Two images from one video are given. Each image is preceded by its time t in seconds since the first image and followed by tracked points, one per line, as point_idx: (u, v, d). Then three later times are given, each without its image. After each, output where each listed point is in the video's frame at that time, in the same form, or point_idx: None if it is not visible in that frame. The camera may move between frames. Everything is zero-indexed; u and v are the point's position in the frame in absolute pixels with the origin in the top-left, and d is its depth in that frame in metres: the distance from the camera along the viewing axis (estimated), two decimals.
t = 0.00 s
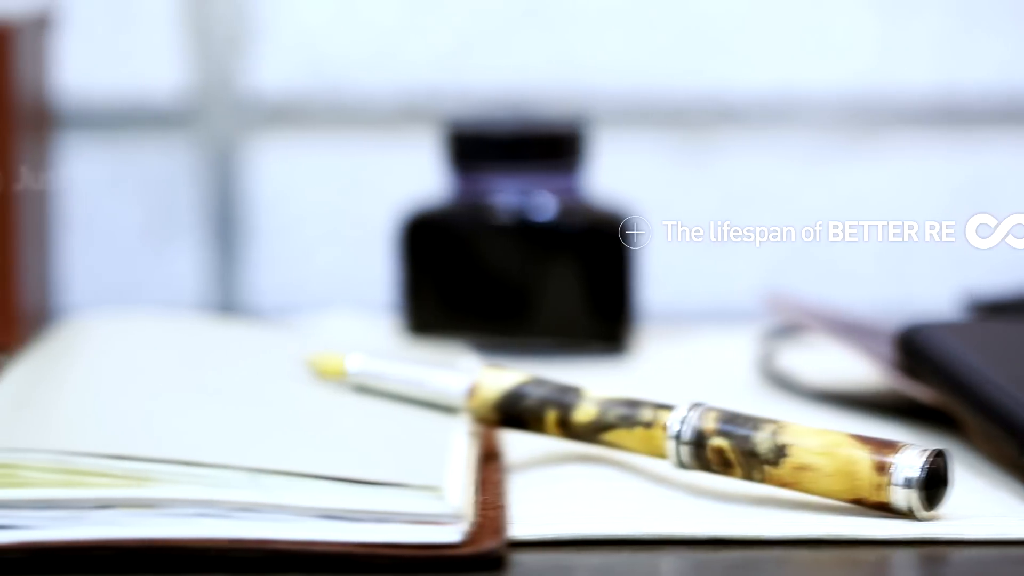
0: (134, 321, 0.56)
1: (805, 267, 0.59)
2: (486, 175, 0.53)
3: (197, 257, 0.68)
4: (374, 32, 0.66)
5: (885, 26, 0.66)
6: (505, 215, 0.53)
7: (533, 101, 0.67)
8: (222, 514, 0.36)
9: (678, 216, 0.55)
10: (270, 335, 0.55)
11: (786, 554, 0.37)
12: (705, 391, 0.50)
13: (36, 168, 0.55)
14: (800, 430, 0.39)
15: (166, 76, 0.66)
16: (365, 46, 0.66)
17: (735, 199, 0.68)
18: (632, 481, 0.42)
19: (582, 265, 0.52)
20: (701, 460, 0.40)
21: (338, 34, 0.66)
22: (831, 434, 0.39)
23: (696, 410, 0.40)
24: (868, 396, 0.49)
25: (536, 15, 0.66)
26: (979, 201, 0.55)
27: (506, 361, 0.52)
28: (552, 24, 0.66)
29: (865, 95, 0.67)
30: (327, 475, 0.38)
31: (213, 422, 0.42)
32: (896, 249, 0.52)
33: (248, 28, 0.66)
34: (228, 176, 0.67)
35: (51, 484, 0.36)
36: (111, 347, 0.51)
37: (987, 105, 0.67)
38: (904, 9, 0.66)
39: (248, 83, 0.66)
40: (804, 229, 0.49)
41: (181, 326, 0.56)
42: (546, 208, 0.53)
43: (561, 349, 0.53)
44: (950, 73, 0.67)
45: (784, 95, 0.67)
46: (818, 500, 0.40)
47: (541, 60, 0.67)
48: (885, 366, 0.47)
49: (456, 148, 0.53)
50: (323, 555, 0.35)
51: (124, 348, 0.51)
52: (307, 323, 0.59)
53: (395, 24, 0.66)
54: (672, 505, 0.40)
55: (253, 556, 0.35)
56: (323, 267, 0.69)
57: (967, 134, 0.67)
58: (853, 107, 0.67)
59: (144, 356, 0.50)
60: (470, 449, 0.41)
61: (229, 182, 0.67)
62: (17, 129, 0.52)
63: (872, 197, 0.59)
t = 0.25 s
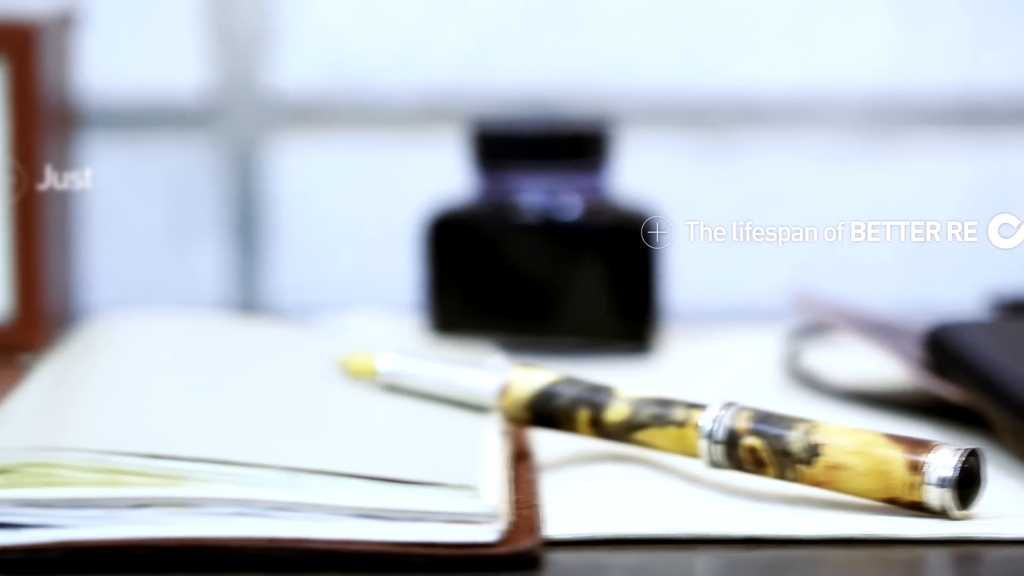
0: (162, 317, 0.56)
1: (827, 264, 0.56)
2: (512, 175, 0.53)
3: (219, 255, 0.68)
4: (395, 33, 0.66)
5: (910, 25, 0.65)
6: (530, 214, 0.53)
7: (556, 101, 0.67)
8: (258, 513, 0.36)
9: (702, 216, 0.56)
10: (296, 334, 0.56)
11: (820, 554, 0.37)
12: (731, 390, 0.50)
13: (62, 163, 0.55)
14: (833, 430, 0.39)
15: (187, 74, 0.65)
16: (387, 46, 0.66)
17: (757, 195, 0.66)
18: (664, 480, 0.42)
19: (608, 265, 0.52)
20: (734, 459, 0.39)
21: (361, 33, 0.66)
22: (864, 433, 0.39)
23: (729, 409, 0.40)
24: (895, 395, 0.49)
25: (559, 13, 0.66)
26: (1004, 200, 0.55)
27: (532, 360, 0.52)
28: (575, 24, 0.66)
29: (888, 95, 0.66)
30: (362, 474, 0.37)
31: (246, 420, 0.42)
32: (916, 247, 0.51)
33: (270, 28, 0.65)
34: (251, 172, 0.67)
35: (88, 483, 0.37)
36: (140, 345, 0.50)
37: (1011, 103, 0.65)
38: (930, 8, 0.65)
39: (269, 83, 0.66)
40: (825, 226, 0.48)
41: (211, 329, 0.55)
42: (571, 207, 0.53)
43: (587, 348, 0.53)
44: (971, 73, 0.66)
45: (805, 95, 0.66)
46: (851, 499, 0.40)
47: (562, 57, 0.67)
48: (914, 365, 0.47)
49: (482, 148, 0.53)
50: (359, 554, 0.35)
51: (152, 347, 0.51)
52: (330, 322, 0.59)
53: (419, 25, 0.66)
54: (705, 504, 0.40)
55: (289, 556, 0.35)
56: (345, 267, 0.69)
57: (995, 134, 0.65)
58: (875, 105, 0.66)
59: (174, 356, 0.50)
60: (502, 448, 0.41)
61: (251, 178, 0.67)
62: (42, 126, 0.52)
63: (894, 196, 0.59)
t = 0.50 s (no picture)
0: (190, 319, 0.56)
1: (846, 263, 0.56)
2: (536, 174, 0.54)
3: (242, 252, 0.68)
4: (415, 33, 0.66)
5: (929, 23, 0.65)
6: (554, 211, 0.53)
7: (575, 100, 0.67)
8: (293, 512, 0.36)
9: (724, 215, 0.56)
10: (321, 331, 0.56)
11: (854, 553, 0.37)
12: (755, 387, 0.50)
13: (87, 161, 0.55)
14: (864, 428, 0.39)
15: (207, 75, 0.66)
16: (407, 46, 0.66)
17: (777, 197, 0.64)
18: (694, 479, 0.42)
19: (631, 264, 0.52)
20: (765, 457, 0.39)
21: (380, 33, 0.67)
22: (895, 432, 0.38)
23: (760, 408, 0.40)
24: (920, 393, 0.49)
25: (578, 13, 0.66)
26: None
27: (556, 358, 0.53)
28: (594, 24, 0.67)
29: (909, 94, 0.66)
30: (397, 474, 0.37)
31: (278, 419, 0.42)
32: (938, 248, 0.51)
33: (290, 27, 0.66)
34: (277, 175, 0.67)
35: (123, 482, 0.37)
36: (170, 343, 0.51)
37: None
38: (950, 6, 0.65)
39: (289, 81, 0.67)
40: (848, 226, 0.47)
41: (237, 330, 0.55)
42: (595, 206, 0.53)
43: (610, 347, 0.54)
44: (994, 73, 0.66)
45: (824, 96, 0.66)
46: (883, 498, 0.40)
47: (581, 57, 0.67)
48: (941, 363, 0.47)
49: (506, 147, 0.53)
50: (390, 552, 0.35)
51: (177, 345, 0.51)
52: (352, 320, 0.60)
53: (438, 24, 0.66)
54: (736, 503, 0.40)
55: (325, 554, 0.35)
56: (363, 266, 0.69)
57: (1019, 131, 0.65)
58: (896, 105, 0.66)
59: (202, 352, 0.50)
60: (534, 447, 0.41)
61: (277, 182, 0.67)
62: (68, 125, 0.52)
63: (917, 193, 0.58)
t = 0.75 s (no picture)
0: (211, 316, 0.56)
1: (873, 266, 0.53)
2: (560, 173, 0.54)
3: (259, 254, 0.69)
4: (436, 32, 0.66)
5: (953, 21, 0.65)
6: (578, 208, 0.53)
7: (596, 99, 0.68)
8: (328, 510, 0.36)
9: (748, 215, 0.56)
10: (346, 330, 0.56)
11: (887, 552, 0.37)
12: (780, 386, 0.50)
13: (111, 160, 0.55)
14: (896, 427, 0.38)
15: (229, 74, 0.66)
16: (427, 44, 0.66)
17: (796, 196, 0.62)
18: (725, 479, 0.42)
19: (655, 263, 0.52)
20: (797, 456, 0.39)
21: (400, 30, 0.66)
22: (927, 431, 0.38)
23: (792, 408, 0.40)
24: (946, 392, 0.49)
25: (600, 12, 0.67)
26: None
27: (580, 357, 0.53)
28: (616, 23, 0.67)
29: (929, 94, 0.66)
30: (431, 472, 0.37)
31: (310, 418, 0.42)
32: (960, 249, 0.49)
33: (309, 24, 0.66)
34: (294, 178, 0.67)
35: (158, 481, 0.37)
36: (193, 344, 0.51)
37: None
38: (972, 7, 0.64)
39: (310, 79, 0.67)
40: (871, 226, 0.47)
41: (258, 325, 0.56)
42: (618, 205, 0.53)
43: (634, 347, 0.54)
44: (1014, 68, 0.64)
45: (846, 93, 0.66)
46: (916, 498, 0.40)
47: (602, 56, 0.67)
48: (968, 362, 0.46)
49: (531, 146, 0.54)
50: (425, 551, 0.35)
51: (204, 343, 0.51)
52: (374, 318, 0.60)
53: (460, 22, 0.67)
54: (768, 502, 0.40)
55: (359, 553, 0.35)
56: (383, 266, 0.70)
57: None
58: (917, 105, 0.65)
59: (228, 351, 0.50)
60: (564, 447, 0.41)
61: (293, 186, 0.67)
62: (91, 124, 0.53)
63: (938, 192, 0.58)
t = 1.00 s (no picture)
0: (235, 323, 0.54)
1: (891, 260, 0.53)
2: (584, 174, 0.55)
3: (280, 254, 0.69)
4: (456, 32, 0.67)
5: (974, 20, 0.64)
6: (598, 206, 0.54)
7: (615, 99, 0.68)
8: (361, 510, 0.36)
9: (770, 214, 0.56)
10: (369, 329, 0.56)
11: (919, 551, 0.37)
12: (803, 384, 0.50)
13: (134, 159, 0.56)
14: (926, 426, 0.38)
15: (250, 74, 0.67)
16: (447, 44, 0.67)
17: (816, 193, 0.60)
18: (754, 478, 0.42)
19: (677, 262, 0.53)
20: (826, 456, 0.39)
21: (420, 31, 0.67)
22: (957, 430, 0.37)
23: (821, 407, 0.39)
24: (971, 392, 0.49)
25: (620, 11, 0.67)
26: None
27: (601, 356, 0.53)
28: (636, 23, 0.67)
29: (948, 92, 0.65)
30: (464, 472, 0.38)
31: (339, 418, 0.42)
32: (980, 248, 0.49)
33: (330, 23, 0.67)
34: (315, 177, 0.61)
35: (191, 481, 0.37)
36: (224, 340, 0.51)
37: None
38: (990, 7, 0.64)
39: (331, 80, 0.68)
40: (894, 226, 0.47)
41: (287, 333, 0.54)
42: (640, 204, 0.54)
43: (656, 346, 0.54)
44: None
45: (862, 92, 0.66)
46: (945, 498, 0.40)
47: (623, 56, 0.68)
48: (993, 360, 0.46)
49: (556, 146, 0.56)
50: (458, 550, 0.35)
51: (229, 343, 0.51)
52: (395, 319, 0.60)
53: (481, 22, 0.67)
54: (799, 502, 0.40)
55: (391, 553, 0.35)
56: (403, 266, 0.69)
57: None
58: (936, 102, 0.65)
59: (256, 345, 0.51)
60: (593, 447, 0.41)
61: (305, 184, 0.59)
62: (114, 123, 0.54)
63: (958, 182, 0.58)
